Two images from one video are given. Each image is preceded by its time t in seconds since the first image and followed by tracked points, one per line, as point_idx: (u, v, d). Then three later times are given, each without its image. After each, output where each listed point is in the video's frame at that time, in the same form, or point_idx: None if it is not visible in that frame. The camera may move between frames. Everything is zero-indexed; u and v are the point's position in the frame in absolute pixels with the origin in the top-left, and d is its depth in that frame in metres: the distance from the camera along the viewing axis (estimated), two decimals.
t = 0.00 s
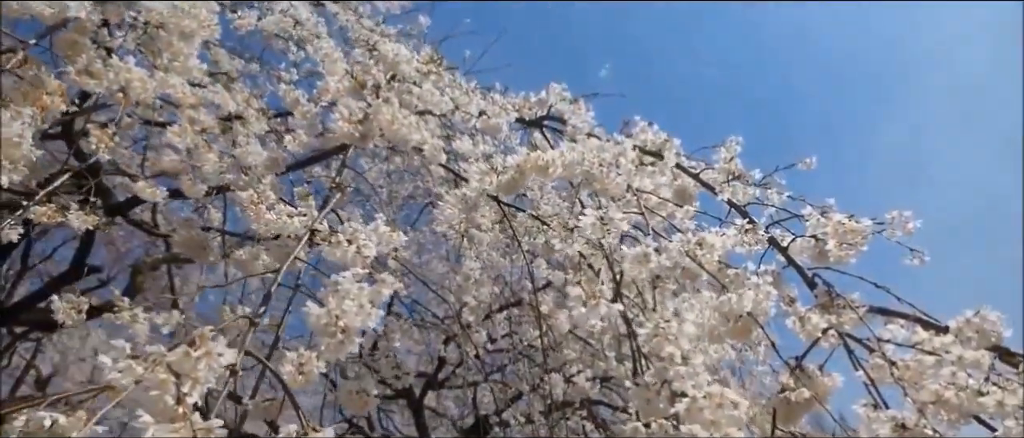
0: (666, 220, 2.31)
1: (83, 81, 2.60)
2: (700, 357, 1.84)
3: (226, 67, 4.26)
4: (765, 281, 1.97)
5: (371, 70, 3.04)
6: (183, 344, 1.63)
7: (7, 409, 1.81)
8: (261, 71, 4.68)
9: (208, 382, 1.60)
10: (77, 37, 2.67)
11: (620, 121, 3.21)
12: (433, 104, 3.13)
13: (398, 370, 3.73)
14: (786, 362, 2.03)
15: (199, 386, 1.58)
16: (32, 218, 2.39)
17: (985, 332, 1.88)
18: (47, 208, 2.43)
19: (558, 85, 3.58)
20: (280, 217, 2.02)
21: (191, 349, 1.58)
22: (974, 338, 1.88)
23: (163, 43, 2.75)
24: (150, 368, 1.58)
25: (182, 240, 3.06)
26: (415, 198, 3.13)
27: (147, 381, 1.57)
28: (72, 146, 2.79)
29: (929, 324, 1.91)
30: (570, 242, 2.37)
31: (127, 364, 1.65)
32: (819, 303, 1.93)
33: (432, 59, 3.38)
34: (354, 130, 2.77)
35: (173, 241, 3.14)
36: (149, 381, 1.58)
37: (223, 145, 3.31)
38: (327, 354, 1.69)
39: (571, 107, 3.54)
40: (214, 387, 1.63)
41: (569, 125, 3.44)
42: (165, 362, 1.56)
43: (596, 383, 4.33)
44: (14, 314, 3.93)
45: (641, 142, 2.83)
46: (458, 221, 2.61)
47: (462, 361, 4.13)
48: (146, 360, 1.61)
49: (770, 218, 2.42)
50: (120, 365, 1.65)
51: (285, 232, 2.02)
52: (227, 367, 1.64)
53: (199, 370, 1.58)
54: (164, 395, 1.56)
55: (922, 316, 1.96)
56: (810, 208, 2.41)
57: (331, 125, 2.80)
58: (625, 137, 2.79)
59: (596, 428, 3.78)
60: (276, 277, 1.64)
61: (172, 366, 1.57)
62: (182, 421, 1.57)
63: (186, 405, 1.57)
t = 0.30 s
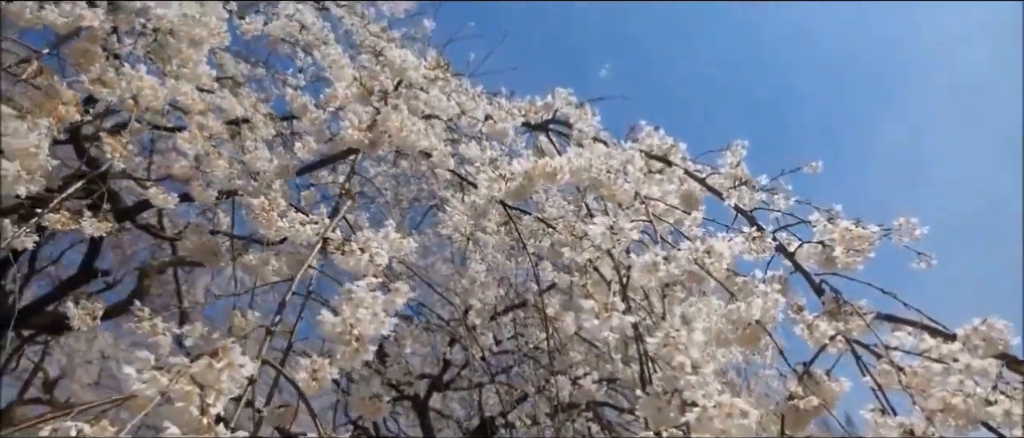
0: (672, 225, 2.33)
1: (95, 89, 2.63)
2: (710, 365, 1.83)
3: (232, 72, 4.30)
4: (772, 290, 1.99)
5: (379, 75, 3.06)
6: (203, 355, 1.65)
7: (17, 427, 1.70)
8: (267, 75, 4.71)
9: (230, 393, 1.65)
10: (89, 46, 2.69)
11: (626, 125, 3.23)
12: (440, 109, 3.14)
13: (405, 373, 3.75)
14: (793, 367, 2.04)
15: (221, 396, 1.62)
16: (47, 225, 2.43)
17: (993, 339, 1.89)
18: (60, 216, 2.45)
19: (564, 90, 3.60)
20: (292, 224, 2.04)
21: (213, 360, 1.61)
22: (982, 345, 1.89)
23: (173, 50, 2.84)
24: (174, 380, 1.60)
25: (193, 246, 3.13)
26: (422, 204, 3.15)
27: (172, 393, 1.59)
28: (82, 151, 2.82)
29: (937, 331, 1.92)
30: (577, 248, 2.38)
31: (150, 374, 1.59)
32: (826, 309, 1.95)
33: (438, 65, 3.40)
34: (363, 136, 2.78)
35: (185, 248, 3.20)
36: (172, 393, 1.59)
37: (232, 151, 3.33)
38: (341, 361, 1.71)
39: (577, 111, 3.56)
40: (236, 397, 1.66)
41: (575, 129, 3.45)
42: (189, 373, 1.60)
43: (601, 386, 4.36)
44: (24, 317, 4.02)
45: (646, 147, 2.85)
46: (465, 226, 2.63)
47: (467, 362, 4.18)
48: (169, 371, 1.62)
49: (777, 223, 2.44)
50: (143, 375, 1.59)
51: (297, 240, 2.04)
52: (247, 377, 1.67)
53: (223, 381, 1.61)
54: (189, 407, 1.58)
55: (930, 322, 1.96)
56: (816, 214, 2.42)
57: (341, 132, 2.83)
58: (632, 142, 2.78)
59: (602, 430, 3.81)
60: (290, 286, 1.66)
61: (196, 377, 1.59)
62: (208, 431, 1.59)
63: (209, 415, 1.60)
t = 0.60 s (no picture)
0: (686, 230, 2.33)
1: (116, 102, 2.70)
2: (730, 373, 1.84)
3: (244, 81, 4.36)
4: (789, 295, 1.98)
5: (391, 82, 3.09)
6: (232, 367, 1.71)
7: None
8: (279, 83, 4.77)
9: (259, 405, 1.69)
10: (108, 59, 2.74)
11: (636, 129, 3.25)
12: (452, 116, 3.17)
13: (419, 377, 3.78)
14: (809, 371, 2.05)
15: (251, 408, 1.67)
16: (70, 235, 2.46)
17: (1012, 344, 1.88)
18: (83, 225, 2.48)
19: (574, 94, 3.62)
20: (311, 234, 2.07)
21: (242, 373, 1.67)
22: (1004, 350, 1.88)
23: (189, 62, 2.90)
24: (204, 392, 1.64)
25: (212, 255, 3.18)
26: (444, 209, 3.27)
27: (204, 406, 1.62)
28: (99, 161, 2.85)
29: (957, 335, 1.91)
30: (591, 253, 2.39)
31: (180, 386, 1.62)
32: (843, 313, 1.95)
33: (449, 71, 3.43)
34: (377, 145, 2.83)
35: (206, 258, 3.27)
36: (204, 406, 1.63)
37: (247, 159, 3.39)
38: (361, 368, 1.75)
39: (587, 115, 3.58)
40: (264, 409, 1.70)
41: (585, 133, 3.47)
42: (220, 386, 1.64)
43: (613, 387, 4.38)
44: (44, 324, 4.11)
45: (657, 150, 2.85)
46: (478, 232, 2.66)
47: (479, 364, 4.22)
48: (199, 383, 1.65)
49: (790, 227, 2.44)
50: (172, 387, 1.61)
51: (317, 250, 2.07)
52: (275, 388, 1.70)
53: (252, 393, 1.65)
54: (221, 419, 1.62)
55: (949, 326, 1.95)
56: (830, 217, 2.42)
57: (355, 141, 2.87)
58: (643, 146, 2.78)
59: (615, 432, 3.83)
60: (310, 296, 1.70)
61: (227, 389, 1.64)
62: None
63: (239, 427, 1.63)
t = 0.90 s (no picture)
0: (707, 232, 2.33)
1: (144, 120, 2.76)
2: (756, 377, 1.87)
3: (263, 93, 4.45)
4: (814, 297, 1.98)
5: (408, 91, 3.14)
6: (271, 380, 1.75)
7: None
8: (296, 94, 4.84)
9: (299, 417, 1.71)
10: (136, 78, 2.81)
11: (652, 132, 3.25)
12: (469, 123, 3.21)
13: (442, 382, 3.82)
14: (837, 373, 2.04)
15: (292, 421, 1.69)
16: (104, 250, 2.54)
17: None
18: (119, 239, 2.58)
19: (589, 97, 3.63)
20: (336, 245, 2.11)
21: (282, 386, 1.71)
22: None
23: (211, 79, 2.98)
24: (246, 405, 1.68)
25: (239, 266, 3.25)
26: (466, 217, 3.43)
27: (247, 419, 1.67)
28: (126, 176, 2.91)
29: (988, 335, 1.89)
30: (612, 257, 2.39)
31: (223, 399, 1.67)
32: (870, 315, 1.94)
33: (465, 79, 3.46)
34: (398, 155, 2.88)
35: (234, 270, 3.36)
36: (247, 419, 1.67)
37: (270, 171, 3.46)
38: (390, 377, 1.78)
39: (602, 118, 3.59)
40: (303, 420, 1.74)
41: (601, 136, 3.48)
42: (261, 399, 1.69)
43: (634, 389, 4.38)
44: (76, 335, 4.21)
45: (674, 152, 2.85)
46: (497, 238, 2.68)
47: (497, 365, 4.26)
48: (241, 397, 1.69)
49: (812, 228, 2.43)
50: (216, 400, 1.68)
51: (343, 260, 2.12)
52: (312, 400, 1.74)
53: (291, 406, 1.70)
54: (264, 431, 1.66)
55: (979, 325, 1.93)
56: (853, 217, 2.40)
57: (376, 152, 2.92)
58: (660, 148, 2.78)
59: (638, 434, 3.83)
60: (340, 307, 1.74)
61: (268, 402, 1.68)
62: None
63: None
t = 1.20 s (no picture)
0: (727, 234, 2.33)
1: (171, 136, 2.85)
2: (782, 379, 1.86)
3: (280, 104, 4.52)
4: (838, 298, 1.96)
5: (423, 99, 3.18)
6: (305, 389, 1.79)
7: None
8: (312, 103, 4.92)
9: (333, 425, 1.75)
10: (160, 94, 2.88)
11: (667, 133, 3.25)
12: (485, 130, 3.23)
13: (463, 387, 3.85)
14: (863, 374, 2.02)
15: (327, 429, 1.73)
16: (134, 263, 2.61)
17: None
18: (148, 253, 2.65)
19: (604, 100, 3.65)
20: (359, 255, 2.14)
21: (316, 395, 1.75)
22: None
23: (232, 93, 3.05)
24: (281, 414, 1.72)
25: (263, 276, 3.31)
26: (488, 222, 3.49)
27: (284, 428, 1.71)
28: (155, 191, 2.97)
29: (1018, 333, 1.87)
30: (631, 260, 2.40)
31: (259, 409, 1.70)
32: (895, 314, 1.93)
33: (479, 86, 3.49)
34: (416, 164, 2.92)
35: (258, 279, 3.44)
36: (284, 428, 1.71)
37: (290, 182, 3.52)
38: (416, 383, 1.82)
39: (617, 121, 3.60)
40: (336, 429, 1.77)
41: (616, 138, 3.49)
42: (296, 408, 1.72)
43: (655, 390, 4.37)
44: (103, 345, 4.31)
45: (691, 153, 2.85)
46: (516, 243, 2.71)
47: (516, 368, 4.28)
48: (277, 406, 1.73)
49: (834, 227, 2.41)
50: (252, 410, 1.71)
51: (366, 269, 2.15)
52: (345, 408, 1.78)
53: (326, 414, 1.73)
54: None
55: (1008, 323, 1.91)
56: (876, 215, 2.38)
57: (395, 160, 2.96)
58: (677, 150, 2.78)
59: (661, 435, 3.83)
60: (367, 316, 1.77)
61: (303, 411, 1.72)
62: None
63: None
